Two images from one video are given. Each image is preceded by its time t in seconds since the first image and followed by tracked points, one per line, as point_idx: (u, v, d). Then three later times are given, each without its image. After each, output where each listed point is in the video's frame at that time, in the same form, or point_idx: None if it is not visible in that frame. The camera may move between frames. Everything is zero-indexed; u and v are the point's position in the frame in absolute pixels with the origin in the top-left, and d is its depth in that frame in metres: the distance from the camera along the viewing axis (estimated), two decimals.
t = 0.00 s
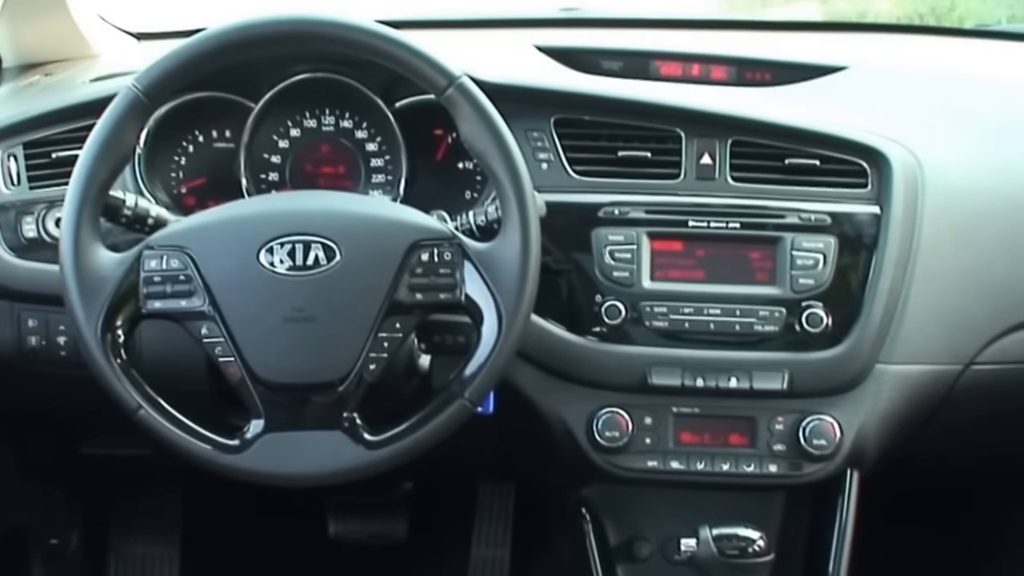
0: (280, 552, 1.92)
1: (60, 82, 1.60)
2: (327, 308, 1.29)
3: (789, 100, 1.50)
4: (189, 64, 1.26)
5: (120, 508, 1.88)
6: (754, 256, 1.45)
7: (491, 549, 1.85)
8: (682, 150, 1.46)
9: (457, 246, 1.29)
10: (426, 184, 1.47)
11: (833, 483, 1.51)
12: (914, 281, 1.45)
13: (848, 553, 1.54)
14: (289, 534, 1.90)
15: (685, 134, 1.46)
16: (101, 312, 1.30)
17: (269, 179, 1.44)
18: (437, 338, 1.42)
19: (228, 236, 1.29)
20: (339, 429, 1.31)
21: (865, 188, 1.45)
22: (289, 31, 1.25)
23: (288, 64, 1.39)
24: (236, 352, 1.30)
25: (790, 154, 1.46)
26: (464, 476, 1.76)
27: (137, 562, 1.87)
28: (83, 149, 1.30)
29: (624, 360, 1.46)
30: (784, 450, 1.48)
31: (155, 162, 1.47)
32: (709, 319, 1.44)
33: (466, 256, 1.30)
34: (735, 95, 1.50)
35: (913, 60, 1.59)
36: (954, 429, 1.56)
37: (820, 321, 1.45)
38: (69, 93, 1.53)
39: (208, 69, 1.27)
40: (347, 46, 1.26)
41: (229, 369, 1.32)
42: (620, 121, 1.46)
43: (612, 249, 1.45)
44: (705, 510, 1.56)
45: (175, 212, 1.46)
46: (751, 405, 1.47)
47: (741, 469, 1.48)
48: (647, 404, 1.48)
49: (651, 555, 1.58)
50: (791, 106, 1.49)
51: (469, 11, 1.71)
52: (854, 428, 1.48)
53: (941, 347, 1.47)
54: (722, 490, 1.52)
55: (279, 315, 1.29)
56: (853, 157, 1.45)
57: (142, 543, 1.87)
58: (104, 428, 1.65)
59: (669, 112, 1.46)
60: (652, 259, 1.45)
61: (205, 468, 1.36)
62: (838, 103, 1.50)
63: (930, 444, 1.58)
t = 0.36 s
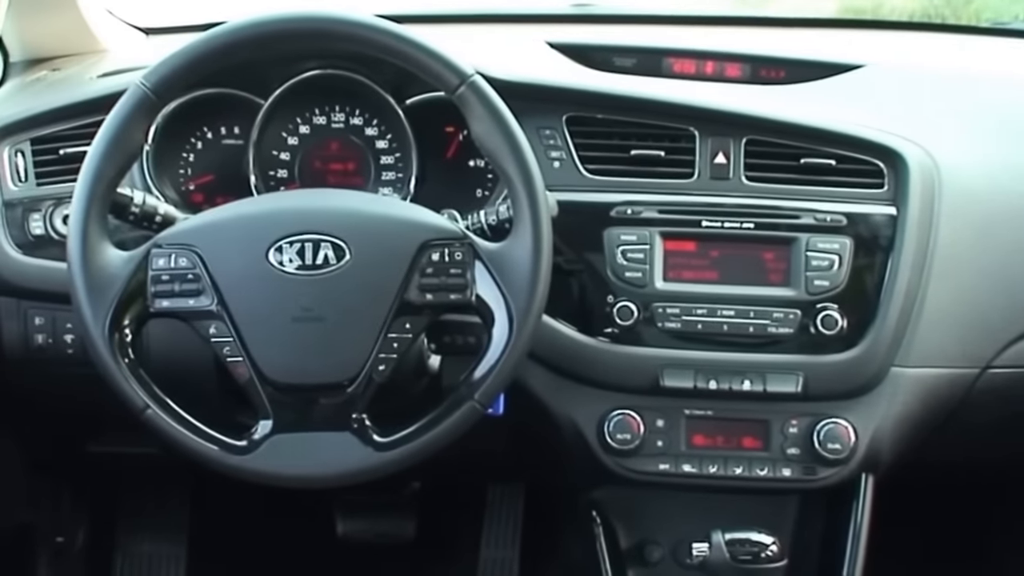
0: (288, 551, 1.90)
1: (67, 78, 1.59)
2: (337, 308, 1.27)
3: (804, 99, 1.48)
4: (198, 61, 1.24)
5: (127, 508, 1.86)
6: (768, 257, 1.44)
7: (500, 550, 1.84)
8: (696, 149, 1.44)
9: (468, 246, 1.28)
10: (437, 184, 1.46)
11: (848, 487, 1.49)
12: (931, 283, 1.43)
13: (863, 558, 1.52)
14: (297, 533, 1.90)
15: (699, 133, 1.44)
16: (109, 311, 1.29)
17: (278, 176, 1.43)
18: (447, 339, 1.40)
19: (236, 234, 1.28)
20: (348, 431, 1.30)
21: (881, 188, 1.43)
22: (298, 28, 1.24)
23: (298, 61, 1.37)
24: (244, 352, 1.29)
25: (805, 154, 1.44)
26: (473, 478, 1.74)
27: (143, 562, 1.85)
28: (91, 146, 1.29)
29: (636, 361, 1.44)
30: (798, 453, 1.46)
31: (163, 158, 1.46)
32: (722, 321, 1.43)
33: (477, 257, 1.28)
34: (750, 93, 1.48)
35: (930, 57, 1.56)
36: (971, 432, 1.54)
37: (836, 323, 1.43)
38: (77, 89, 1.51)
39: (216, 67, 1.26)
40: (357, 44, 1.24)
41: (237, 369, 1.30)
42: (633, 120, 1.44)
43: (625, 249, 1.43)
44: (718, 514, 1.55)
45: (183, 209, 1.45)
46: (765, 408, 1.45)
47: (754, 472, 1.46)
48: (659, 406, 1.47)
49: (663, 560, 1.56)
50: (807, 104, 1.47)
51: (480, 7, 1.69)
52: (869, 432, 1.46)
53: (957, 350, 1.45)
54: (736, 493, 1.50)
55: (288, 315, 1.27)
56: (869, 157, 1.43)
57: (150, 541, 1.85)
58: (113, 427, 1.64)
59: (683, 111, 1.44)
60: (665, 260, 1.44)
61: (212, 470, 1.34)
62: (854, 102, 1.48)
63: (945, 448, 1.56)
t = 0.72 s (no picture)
0: (293, 554, 1.88)
1: (70, 74, 1.56)
2: (344, 310, 1.25)
3: (821, 98, 1.45)
4: (202, 58, 1.22)
5: (126, 507, 1.83)
6: (784, 260, 1.40)
7: (508, 556, 1.80)
8: (711, 149, 1.41)
9: (478, 247, 1.25)
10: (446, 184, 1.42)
11: (864, 494, 1.46)
12: (950, 287, 1.40)
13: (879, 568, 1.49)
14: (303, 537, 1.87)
15: (714, 133, 1.42)
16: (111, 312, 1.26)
17: (284, 174, 1.40)
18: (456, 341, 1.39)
19: (241, 234, 1.25)
20: (355, 435, 1.27)
21: (900, 189, 1.40)
22: (304, 26, 1.21)
23: (305, 59, 1.35)
24: (249, 355, 1.26)
25: (822, 154, 1.41)
26: (482, 483, 1.72)
27: (146, 564, 1.82)
28: (94, 144, 1.26)
29: (649, 366, 1.42)
30: (814, 461, 1.43)
31: (167, 156, 1.43)
32: (737, 325, 1.40)
33: (487, 259, 1.25)
34: (765, 92, 1.45)
35: (950, 56, 1.53)
36: (990, 439, 1.51)
37: (852, 328, 1.40)
38: (79, 86, 1.48)
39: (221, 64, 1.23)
40: (364, 41, 1.22)
41: (242, 373, 1.27)
42: (647, 119, 1.41)
43: (638, 251, 1.41)
44: (731, 522, 1.52)
45: (188, 209, 1.42)
46: (781, 414, 1.43)
47: (768, 480, 1.44)
48: (671, 412, 1.44)
49: (675, 568, 1.53)
50: (823, 103, 1.44)
51: (490, 3, 1.66)
52: (886, 440, 1.43)
53: (976, 356, 1.42)
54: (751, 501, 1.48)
55: (295, 317, 1.25)
56: (887, 158, 1.40)
57: (153, 544, 1.82)
58: (116, 429, 1.62)
59: (697, 110, 1.41)
60: (678, 262, 1.41)
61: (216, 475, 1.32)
62: (872, 101, 1.45)
63: (963, 455, 1.53)
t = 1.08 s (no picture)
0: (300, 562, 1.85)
1: (71, 71, 1.53)
2: (352, 316, 1.21)
3: (845, 98, 1.41)
4: (206, 57, 1.18)
5: (128, 514, 1.79)
6: (805, 266, 1.36)
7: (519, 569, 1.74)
8: (731, 151, 1.37)
9: (491, 252, 1.21)
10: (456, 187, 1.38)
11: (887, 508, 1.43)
12: (975, 295, 1.36)
13: None
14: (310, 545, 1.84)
15: (734, 134, 1.37)
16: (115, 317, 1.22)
17: (292, 175, 1.36)
18: (468, 348, 1.34)
19: (247, 238, 1.21)
20: (363, 446, 1.23)
21: (926, 193, 1.36)
22: (311, 24, 1.17)
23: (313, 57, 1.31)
24: (256, 362, 1.22)
25: (845, 156, 1.37)
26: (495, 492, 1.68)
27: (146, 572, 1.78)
28: (97, 144, 1.22)
29: (665, 374, 1.38)
30: (836, 472, 1.39)
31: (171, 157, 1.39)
32: (757, 332, 1.36)
33: (500, 264, 1.21)
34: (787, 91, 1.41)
35: (977, 55, 1.48)
36: (1016, 451, 1.47)
37: (876, 336, 1.36)
38: (81, 83, 1.44)
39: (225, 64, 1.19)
40: (374, 40, 1.18)
41: (248, 380, 1.23)
42: (665, 119, 1.37)
43: (655, 256, 1.37)
44: (750, 535, 1.48)
45: (193, 210, 1.38)
46: (801, 424, 1.39)
47: (789, 491, 1.40)
48: (689, 421, 1.40)
49: None
50: (847, 104, 1.40)
51: None
52: (910, 451, 1.39)
53: (1000, 366, 1.39)
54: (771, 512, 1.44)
55: (302, 324, 1.21)
56: (912, 161, 1.36)
57: (156, 554, 1.77)
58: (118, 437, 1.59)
59: (717, 111, 1.36)
60: (696, 267, 1.37)
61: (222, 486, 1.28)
62: (896, 102, 1.41)
63: (989, 466, 1.49)
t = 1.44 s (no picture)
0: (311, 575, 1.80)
1: (74, 70, 1.48)
2: (365, 326, 1.15)
3: (877, 100, 1.35)
4: (213, 57, 1.13)
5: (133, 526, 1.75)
6: (836, 274, 1.31)
7: None
8: (758, 154, 1.32)
9: (509, 260, 1.16)
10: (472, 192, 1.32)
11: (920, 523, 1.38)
12: (1012, 304, 1.31)
13: None
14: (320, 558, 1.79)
15: (761, 137, 1.32)
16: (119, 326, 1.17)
17: (303, 179, 1.31)
18: (484, 359, 1.27)
19: (256, 244, 1.16)
20: (377, 460, 1.17)
21: (960, 199, 1.31)
22: (321, 22, 1.12)
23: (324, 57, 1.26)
24: (265, 373, 1.17)
25: (877, 161, 1.32)
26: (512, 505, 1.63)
27: None
28: (101, 146, 1.17)
29: (689, 386, 1.33)
30: (866, 488, 1.34)
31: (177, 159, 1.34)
32: (784, 343, 1.31)
33: (518, 272, 1.16)
34: (817, 92, 1.36)
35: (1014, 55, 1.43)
36: None
37: (909, 347, 1.31)
38: (84, 83, 1.40)
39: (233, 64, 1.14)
40: (387, 40, 1.13)
41: (257, 393, 1.18)
42: (690, 121, 1.32)
43: (679, 264, 1.32)
44: (776, 552, 1.43)
45: (200, 215, 1.34)
46: (830, 438, 1.34)
47: (818, 508, 1.35)
48: (714, 435, 1.35)
49: None
50: (879, 105, 1.34)
51: None
52: (943, 467, 1.34)
53: None
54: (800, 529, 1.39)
55: (313, 333, 1.15)
56: (947, 164, 1.31)
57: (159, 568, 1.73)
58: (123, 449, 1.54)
59: (745, 112, 1.31)
60: (722, 275, 1.32)
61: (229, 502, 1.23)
62: (930, 104, 1.35)
63: None
